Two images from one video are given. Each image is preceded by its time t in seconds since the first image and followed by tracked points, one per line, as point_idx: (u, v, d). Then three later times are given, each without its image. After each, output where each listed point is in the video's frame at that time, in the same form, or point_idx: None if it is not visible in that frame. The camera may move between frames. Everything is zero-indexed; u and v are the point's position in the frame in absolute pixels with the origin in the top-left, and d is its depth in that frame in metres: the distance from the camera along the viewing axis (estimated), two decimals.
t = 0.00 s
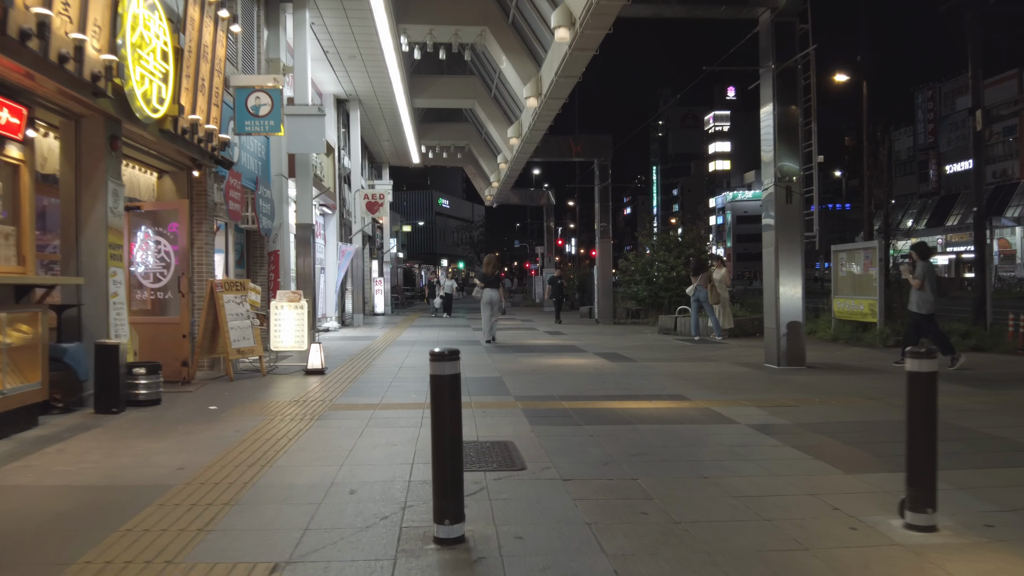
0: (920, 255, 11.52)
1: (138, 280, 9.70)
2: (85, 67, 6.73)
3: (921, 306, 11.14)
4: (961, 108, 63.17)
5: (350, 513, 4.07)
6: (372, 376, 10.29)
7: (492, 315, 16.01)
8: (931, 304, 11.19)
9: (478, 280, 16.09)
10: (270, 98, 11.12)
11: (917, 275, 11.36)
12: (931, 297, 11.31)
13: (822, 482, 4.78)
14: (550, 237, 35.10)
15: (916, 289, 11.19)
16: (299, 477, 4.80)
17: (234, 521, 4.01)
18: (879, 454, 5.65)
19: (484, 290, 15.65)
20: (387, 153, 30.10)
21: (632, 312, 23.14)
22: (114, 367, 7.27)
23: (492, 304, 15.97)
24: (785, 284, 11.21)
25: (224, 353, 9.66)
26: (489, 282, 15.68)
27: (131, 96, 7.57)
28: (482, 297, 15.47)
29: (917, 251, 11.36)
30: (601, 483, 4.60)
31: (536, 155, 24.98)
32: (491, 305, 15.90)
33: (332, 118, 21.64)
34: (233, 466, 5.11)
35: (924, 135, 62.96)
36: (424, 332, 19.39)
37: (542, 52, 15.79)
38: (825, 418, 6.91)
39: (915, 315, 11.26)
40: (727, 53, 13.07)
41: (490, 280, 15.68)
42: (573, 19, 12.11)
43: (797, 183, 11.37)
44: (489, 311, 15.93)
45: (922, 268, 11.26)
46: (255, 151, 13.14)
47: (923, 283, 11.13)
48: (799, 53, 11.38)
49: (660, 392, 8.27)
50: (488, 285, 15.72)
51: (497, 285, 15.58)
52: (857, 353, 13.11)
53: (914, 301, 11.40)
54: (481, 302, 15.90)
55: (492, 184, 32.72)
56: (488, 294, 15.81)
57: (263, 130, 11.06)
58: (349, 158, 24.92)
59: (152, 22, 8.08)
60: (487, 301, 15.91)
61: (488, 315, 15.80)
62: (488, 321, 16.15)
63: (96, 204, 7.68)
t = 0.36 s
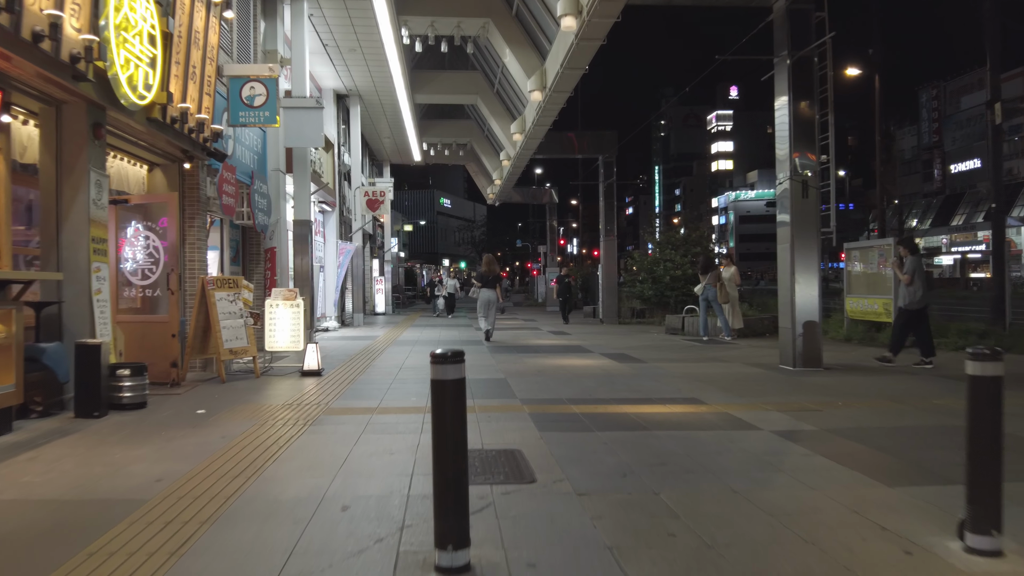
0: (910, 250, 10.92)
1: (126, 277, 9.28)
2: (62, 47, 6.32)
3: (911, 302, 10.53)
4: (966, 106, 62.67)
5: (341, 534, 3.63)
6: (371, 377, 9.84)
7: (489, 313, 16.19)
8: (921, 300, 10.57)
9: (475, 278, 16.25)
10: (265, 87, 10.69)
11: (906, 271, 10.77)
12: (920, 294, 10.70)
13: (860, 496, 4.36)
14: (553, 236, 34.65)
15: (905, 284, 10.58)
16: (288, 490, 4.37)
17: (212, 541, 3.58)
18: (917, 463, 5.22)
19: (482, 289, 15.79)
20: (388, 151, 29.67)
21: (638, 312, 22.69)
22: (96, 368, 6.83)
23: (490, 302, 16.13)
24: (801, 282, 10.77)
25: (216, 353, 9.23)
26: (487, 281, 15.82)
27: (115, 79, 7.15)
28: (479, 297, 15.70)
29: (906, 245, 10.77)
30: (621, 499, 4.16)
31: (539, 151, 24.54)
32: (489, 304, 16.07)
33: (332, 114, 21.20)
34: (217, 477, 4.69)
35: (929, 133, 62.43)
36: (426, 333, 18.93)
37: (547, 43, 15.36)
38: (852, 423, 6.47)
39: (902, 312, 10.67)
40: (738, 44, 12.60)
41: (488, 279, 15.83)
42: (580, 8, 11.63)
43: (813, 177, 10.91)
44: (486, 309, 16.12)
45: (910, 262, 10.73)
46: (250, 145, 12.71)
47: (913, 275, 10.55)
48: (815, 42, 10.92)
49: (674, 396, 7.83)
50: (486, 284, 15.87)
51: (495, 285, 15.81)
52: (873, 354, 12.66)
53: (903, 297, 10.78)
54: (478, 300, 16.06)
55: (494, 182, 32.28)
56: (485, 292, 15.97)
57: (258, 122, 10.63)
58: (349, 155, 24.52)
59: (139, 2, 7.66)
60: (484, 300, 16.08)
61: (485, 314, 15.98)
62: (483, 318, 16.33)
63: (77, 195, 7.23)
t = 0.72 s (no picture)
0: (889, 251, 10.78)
1: (109, 274, 8.87)
2: (33, 27, 5.92)
3: (886, 303, 10.41)
4: (971, 106, 62.21)
5: (323, 554, 3.25)
6: (367, 378, 9.45)
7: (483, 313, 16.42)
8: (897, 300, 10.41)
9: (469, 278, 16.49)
10: (258, 78, 10.30)
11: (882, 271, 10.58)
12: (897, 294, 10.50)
13: (899, 511, 3.97)
14: (554, 236, 34.27)
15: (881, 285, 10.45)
16: (266, 507, 3.98)
17: (179, 565, 3.19)
18: (953, 473, 4.83)
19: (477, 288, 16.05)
20: (388, 148, 29.32)
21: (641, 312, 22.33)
22: (72, 369, 6.45)
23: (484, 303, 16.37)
24: (813, 280, 10.39)
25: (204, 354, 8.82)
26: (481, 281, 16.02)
27: (93, 62, 6.76)
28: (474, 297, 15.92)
29: (884, 245, 10.62)
30: (636, 516, 3.77)
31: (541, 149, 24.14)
32: (483, 304, 16.26)
33: (330, 110, 20.78)
34: (193, 491, 4.30)
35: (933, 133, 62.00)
36: (425, 333, 18.50)
37: (550, 36, 14.97)
38: (878, 429, 6.08)
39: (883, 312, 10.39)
40: (748, 35, 12.16)
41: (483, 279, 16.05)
42: None
43: (827, 171, 10.50)
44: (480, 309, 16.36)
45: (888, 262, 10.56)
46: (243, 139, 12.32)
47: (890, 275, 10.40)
48: (829, 30, 10.51)
49: (684, 398, 7.44)
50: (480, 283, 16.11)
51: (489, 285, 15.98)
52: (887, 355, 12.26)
53: (880, 297, 10.67)
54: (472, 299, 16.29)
55: (496, 180, 31.89)
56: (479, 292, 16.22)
57: (249, 114, 10.25)
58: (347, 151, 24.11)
59: None
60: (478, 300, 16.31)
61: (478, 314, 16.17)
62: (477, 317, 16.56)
63: (53, 186, 6.82)
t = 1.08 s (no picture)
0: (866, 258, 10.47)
1: (89, 276, 8.45)
2: None
3: (874, 306, 10.05)
4: (975, 105, 61.67)
5: None
6: (361, 385, 9.03)
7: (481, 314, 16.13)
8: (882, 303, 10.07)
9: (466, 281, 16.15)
10: (247, 71, 9.87)
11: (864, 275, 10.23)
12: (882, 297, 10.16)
13: (944, 546, 3.55)
14: (555, 235, 33.82)
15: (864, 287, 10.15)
16: (236, 542, 3.56)
17: None
18: (992, 497, 4.42)
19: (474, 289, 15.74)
20: (388, 147, 28.90)
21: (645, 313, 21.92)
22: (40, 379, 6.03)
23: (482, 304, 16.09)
24: (827, 282, 9.96)
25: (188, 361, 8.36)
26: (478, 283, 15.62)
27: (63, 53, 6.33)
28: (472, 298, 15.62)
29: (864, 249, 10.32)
30: (649, 553, 3.35)
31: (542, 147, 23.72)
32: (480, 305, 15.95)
33: (326, 107, 20.33)
34: (155, 521, 3.88)
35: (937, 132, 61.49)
36: (424, 335, 18.07)
37: (551, 30, 14.53)
38: (904, 444, 5.66)
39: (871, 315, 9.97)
40: (757, 27, 11.71)
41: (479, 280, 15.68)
42: None
43: (841, 169, 10.06)
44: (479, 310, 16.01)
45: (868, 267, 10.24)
46: (234, 136, 11.89)
47: (874, 278, 10.09)
48: (844, 21, 10.05)
49: (696, 409, 7.02)
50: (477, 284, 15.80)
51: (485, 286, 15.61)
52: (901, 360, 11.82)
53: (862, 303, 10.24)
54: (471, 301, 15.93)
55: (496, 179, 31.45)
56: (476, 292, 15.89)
57: (237, 109, 9.87)
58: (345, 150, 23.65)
59: None
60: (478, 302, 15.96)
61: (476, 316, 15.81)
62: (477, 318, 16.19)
63: (23, 184, 6.39)
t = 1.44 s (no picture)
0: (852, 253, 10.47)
1: (66, 274, 7.92)
2: None
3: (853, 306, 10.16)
4: (978, 103, 61.18)
5: None
6: (354, 389, 8.60)
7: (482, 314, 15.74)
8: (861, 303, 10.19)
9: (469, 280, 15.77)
10: (235, 59, 9.42)
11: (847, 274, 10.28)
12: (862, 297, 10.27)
13: None
14: (557, 234, 33.32)
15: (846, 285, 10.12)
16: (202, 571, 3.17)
17: None
18: None
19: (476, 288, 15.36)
20: (386, 145, 28.45)
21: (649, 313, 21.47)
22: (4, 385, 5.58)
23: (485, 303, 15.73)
24: (843, 281, 9.50)
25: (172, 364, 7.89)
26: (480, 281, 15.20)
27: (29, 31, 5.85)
28: (475, 297, 15.21)
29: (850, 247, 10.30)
30: None
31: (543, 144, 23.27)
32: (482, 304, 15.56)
33: (323, 102, 19.89)
34: (110, 550, 3.42)
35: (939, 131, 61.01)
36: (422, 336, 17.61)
37: (553, 21, 14.06)
38: (941, 456, 5.19)
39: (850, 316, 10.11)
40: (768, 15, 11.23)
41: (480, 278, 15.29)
42: None
43: (858, 162, 9.61)
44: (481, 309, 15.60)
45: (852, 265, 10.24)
46: (224, 129, 11.43)
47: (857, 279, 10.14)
48: (861, 7, 9.59)
49: (711, 416, 6.55)
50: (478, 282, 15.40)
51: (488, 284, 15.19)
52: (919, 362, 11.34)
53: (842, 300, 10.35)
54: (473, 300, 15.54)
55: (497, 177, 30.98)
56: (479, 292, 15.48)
57: (226, 99, 9.40)
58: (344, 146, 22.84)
59: None
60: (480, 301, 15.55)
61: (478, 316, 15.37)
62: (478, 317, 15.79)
63: None
